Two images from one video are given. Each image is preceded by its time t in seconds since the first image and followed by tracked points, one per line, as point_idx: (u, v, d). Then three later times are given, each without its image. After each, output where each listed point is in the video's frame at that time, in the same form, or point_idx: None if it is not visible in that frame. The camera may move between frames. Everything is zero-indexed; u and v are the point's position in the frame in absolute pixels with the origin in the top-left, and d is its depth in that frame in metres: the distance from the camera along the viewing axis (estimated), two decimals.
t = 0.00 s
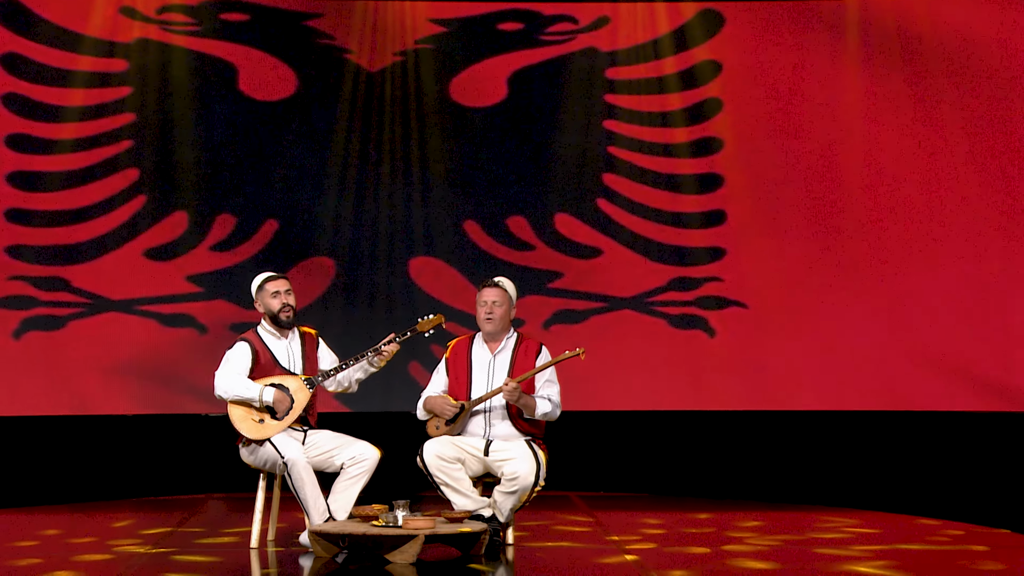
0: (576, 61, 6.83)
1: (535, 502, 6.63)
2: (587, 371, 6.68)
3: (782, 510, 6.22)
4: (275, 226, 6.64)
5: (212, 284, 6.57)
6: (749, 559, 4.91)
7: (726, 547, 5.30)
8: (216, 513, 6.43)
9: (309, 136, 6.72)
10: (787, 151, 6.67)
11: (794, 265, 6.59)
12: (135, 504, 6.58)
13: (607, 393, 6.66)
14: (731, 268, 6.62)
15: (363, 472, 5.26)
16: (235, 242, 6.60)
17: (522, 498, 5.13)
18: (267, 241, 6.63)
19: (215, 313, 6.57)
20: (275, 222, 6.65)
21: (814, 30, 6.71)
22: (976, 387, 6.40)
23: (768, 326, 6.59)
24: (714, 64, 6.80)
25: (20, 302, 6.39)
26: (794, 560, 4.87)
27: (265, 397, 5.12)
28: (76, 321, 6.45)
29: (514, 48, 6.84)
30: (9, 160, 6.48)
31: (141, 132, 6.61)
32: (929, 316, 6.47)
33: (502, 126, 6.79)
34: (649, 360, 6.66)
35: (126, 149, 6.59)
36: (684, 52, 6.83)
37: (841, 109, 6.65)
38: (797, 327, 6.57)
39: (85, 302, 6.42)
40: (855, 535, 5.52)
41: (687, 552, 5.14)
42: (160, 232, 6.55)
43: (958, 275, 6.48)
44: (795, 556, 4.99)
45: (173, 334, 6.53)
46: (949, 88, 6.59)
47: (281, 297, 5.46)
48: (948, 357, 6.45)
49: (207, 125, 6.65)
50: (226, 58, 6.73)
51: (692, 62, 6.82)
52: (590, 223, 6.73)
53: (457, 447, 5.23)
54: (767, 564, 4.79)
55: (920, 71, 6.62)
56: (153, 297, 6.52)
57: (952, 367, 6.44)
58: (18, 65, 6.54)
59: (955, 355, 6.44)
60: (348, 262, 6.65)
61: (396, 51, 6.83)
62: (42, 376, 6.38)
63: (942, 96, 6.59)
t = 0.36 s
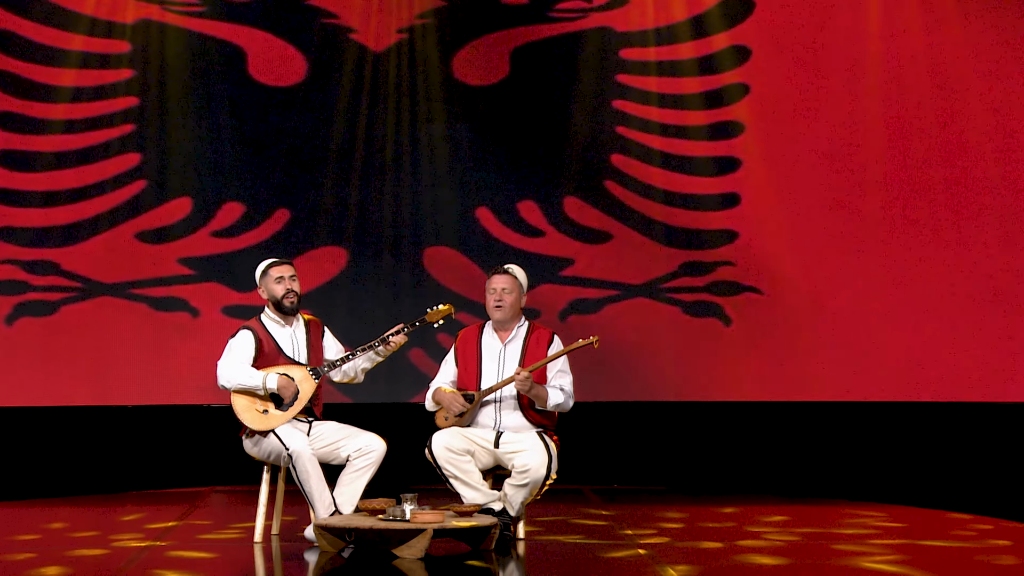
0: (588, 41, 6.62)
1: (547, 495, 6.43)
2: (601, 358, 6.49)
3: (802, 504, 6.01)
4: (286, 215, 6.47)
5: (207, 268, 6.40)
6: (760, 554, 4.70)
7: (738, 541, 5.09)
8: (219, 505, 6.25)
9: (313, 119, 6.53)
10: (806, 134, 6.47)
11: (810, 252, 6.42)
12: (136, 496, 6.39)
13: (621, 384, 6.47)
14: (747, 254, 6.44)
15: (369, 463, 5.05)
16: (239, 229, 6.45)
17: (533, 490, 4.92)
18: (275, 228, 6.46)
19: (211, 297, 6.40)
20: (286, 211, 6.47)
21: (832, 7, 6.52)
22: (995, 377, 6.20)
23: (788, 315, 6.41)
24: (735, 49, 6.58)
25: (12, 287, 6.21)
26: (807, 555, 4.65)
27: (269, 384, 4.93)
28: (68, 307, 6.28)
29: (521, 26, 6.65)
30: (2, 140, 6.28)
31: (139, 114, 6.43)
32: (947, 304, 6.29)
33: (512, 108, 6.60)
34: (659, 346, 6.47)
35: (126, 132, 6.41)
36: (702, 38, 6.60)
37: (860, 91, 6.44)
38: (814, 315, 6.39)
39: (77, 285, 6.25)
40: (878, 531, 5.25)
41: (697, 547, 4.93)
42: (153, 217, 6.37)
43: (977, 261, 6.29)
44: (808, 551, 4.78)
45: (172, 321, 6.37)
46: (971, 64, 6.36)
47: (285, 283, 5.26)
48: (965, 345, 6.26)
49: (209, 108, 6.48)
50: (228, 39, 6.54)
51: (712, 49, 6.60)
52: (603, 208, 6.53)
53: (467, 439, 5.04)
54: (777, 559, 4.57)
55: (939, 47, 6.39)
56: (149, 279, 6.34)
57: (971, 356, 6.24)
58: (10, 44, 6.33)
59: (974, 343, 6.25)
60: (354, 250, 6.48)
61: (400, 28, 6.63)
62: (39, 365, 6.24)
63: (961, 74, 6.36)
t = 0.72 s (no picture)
0: (601, 23, 6.46)
1: (558, 492, 6.24)
2: (615, 349, 6.28)
3: (823, 500, 5.79)
4: (279, 196, 6.28)
5: (207, 255, 6.22)
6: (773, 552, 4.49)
7: (753, 539, 4.88)
8: (220, 501, 6.07)
9: (315, 101, 6.35)
10: (825, 116, 6.28)
11: (833, 238, 6.20)
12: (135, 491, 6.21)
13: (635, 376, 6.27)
14: (767, 242, 6.22)
15: (375, 458, 4.85)
16: (233, 212, 6.25)
17: (544, 486, 4.73)
18: (268, 212, 6.27)
19: (210, 287, 6.22)
20: (279, 192, 6.28)
21: None
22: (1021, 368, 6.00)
23: (809, 301, 6.18)
24: (751, 27, 6.41)
25: (7, 276, 6.05)
26: (824, 554, 4.44)
27: (273, 375, 4.74)
28: (66, 297, 6.09)
29: (531, 7, 6.46)
30: None
31: (137, 96, 6.27)
32: (972, 292, 6.09)
33: (520, 90, 6.41)
34: (674, 337, 6.27)
35: (115, 112, 6.24)
36: (719, 16, 6.46)
37: (881, 73, 6.25)
38: (835, 304, 6.18)
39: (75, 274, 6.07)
40: (909, 529, 4.99)
41: (709, 545, 4.72)
42: (146, 202, 6.19)
43: (1002, 248, 6.09)
44: (825, 548, 4.56)
45: (172, 311, 6.19)
46: (994, 48, 6.21)
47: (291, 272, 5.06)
48: (991, 335, 6.05)
49: (209, 90, 6.31)
50: (228, 20, 6.37)
51: (727, 26, 6.44)
52: (616, 195, 6.34)
53: (476, 433, 4.84)
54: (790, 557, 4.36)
55: (962, 30, 6.24)
56: (147, 268, 6.16)
57: (996, 347, 6.05)
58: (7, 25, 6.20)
59: (998, 333, 6.05)
60: (356, 236, 6.30)
61: (408, 10, 6.47)
62: (35, 356, 6.06)
63: (984, 58, 6.21)
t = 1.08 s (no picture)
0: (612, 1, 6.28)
1: (572, 488, 6.06)
2: (627, 340, 6.13)
3: (844, 497, 5.59)
4: (285, 183, 6.13)
5: (209, 245, 6.06)
6: (781, 551, 4.28)
7: (764, 537, 4.68)
8: (223, 497, 5.91)
9: (321, 85, 6.19)
10: (843, 99, 6.11)
11: (854, 225, 6.01)
12: (138, 487, 6.04)
13: (649, 367, 6.11)
14: (784, 230, 6.04)
15: (384, 453, 4.69)
16: (238, 201, 6.08)
17: (558, 483, 4.56)
18: (274, 199, 6.11)
19: (213, 276, 6.06)
20: (285, 179, 6.13)
21: None
22: None
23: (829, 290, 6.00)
24: (766, 5, 6.24)
25: (7, 266, 5.91)
26: (835, 552, 4.23)
27: (281, 370, 4.55)
28: (65, 286, 5.95)
29: None
30: None
31: (138, 80, 6.12)
32: (996, 278, 5.92)
33: (530, 73, 6.25)
34: (688, 327, 6.10)
35: (117, 97, 6.09)
36: None
37: (902, 54, 6.09)
38: (854, 294, 5.97)
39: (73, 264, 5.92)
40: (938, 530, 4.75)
41: (715, 543, 4.53)
42: (146, 190, 6.03)
43: None
44: (837, 547, 4.35)
45: (173, 301, 6.04)
46: (1014, 28, 6.08)
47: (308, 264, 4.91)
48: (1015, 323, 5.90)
49: (211, 73, 6.15)
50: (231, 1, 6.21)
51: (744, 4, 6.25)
52: (629, 181, 6.17)
53: (487, 427, 4.68)
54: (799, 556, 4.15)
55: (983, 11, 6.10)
56: (148, 257, 6.01)
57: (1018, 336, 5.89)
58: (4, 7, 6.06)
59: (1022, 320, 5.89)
60: (362, 224, 6.14)
61: None
62: (36, 350, 5.90)
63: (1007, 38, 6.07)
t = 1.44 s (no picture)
0: None
1: (587, 481, 5.89)
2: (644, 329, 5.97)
3: (868, 491, 5.40)
4: (293, 169, 5.99)
5: (215, 232, 5.90)
6: (791, 547, 4.10)
7: (780, 532, 4.49)
8: (229, 490, 5.76)
9: (329, 68, 6.04)
10: (864, 81, 5.94)
11: (876, 213, 5.86)
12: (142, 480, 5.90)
13: (665, 356, 5.96)
14: (805, 215, 5.89)
15: (393, 445, 4.51)
16: (246, 188, 5.95)
17: (572, 475, 4.41)
18: (282, 185, 5.97)
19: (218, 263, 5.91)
20: (293, 165, 5.99)
21: None
22: None
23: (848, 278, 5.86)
24: None
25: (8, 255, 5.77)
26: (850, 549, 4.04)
27: (291, 358, 4.38)
28: (69, 278, 5.82)
29: None
30: None
31: (140, 62, 5.96)
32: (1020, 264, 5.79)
33: (542, 55, 6.09)
34: (706, 315, 5.94)
35: (118, 81, 5.93)
36: None
37: (923, 36, 5.95)
38: (874, 280, 5.86)
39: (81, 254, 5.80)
40: (969, 527, 4.53)
41: (726, 539, 4.34)
42: (149, 176, 5.89)
43: None
44: (854, 544, 4.16)
45: (177, 289, 5.87)
46: None
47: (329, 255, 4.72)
48: None
49: (216, 57, 6.02)
50: None
51: None
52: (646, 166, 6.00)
53: (499, 419, 4.53)
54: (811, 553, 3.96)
55: None
56: (151, 245, 5.85)
57: None
58: None
59: None
60: (372, 211, 5.99)
61: None
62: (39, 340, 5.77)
63: None
